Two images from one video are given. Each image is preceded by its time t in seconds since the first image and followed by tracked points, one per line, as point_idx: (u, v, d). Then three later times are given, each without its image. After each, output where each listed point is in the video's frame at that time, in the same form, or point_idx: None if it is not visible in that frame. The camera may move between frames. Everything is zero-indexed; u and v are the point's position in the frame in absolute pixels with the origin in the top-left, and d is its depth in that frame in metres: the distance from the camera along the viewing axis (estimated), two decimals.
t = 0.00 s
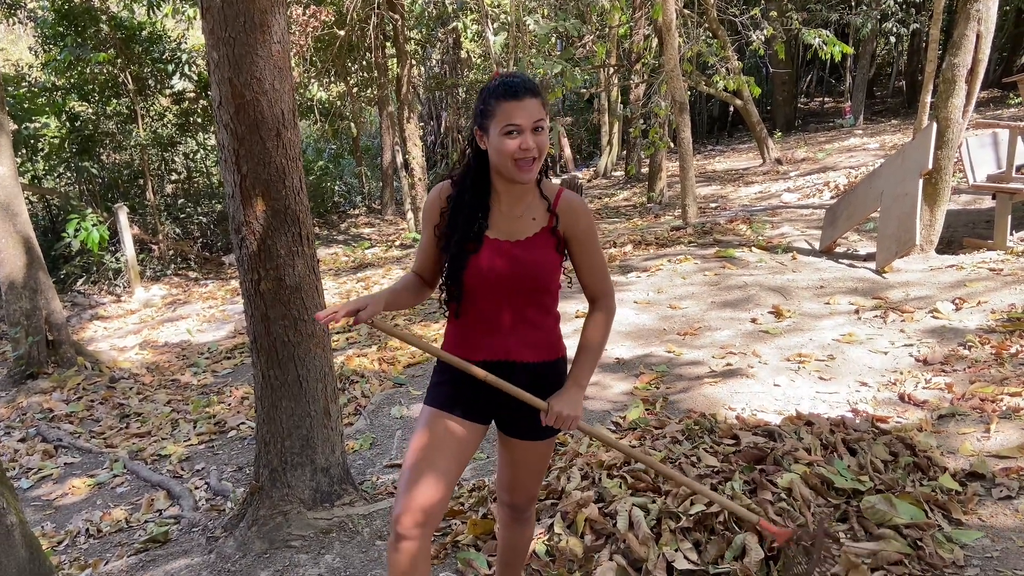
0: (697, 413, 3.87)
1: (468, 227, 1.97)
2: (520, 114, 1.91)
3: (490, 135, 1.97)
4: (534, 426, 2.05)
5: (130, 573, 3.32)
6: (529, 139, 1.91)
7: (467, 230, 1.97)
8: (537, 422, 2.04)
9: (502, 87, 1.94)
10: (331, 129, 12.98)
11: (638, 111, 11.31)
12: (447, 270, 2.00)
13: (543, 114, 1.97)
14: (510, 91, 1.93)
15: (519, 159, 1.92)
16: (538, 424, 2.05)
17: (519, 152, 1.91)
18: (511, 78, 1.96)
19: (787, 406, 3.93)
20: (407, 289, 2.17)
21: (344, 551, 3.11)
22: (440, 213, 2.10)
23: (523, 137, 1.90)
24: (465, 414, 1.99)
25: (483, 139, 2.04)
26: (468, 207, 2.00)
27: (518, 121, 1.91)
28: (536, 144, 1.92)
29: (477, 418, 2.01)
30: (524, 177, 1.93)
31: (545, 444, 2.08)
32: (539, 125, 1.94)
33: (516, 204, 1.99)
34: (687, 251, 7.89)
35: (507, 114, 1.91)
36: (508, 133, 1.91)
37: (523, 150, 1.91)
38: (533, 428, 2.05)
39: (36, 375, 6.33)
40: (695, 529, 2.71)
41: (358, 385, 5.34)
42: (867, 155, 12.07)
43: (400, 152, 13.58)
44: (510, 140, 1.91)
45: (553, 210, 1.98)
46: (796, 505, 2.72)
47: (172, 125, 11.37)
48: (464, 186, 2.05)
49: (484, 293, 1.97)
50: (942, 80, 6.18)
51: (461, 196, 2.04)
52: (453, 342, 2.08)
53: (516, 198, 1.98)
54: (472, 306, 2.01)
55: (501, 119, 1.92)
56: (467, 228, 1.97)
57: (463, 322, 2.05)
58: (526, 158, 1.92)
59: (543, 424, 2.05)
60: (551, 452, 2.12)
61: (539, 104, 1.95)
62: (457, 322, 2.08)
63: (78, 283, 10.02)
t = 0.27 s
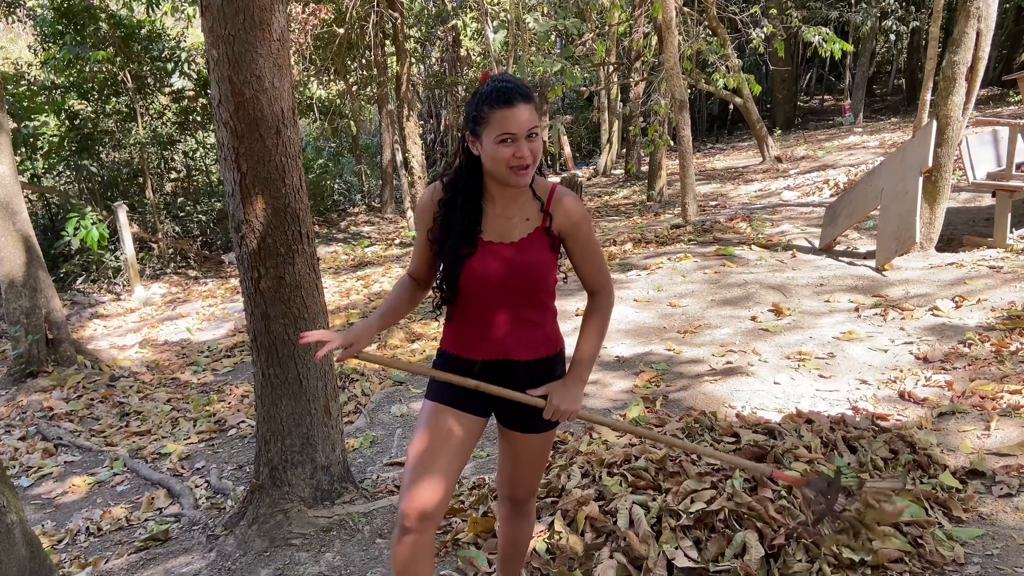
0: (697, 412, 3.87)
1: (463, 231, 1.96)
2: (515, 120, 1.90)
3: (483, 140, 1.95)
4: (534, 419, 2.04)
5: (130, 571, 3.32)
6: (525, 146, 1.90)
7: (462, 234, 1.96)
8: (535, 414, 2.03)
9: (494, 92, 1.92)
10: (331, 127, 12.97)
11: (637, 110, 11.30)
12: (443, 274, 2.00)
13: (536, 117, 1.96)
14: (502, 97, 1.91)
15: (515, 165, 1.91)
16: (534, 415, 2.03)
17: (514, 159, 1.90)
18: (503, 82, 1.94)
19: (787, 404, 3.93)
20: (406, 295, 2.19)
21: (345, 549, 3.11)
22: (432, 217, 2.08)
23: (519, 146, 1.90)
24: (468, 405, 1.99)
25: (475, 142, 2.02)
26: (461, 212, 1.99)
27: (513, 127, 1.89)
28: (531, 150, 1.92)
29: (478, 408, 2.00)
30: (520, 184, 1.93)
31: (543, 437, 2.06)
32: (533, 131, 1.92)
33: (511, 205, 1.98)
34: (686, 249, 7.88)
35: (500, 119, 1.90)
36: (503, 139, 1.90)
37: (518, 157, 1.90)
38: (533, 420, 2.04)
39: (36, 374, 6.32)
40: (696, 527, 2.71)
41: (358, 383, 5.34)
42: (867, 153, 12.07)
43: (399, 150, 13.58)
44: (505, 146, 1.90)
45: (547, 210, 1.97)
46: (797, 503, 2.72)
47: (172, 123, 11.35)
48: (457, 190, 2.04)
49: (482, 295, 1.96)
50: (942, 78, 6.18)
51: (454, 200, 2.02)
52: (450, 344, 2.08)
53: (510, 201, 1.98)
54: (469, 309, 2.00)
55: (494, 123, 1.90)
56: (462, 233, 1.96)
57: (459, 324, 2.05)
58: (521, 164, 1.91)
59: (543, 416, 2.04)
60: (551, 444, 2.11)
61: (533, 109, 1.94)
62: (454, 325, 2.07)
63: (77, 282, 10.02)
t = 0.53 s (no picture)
0: (698, 411, 3.87)
1: (462, 226, 1.98)
2: (504, 106, 1.91)
3: (476, 133, 1.97)
4: (535, 424, 2.04)
5: (132, 572, 3.32)
6: (515, 132, 1.91)
7: (461, 230, 1.97)
8: (535, 419, 2.03)
9: (484, 83, 1.94)
10: (330, 127, 12.95)
11: (637, 108, 11.29)
12: (444, 272, 2.01)
13: (528, 105, 1.97)
14: (491, 85, 1.94)
15: (507, 152, 1.92)
16: (534, 420, 2.03)
17: (506, 146, 1.91)
18: (493, 73, 1.96)
19: (787, 403, 3.93)
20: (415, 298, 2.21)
21: (346, 549, 3.11)
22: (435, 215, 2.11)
23: (508, 130, 1.90)
24: (472, 408, 1.99)
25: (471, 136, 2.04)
26: (460, 207, 2.00)
27: (503, 115, 1.90)
28: (521, 135, 1.92)
29: (481, 413, 2.00)
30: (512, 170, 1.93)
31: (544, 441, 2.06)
32: (523, 116, 1.93)
33: (509, 199, 1.98)
34: (687, 248, 7.88)
35: (491, 107, 1.91)
36: (494, 127, 1.91)
37: (509, 144, 1.91)
38: (534, 425, 2.04)
39: (36, 374, 6.32)
40: (698, 527, 2.71)
41: (358, 382, 5.34)
42: (867, 151, 12.06)
43: (399, 149, 13.57)
44: (496, 134, 1.90)
45: (545, 204, 1.97)
46: (799, 503, 2.73)
47: (171, 122, 11.34)
48: (456, 186, 2.05)
49: (483, 291, 1.96)
50: (942, 77, 6.17)
51: (453, 196, 2.04)
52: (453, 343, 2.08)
53: (508, 194, 1.98)
54: (471, 306, 2.01)
55: (486, 113, 1.92)
56: (461, 228, 1.98)
57: (461, 322, 2.04)
58: (513, 150, 1.92)
59: (545, 421, 2.04)
60: (553, 449, 2.11)
61: (523, 95, 1.95)
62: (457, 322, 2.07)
63: (77, 281, 10.02)
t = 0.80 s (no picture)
0: (703, 412, 3.86)
1: (477, 220, 1.96)
2: (523, 103, 1.91)
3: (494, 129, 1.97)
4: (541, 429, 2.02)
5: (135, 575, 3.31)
6: (533, 128, 1.90)
7: (476, 224, 1.96)
8: (539, 425, 2.02)
9: (506, 80, 1.95)
10: (330, 127, 12.93)
11: (637, 108, 11.28)
12: (457, 266, 1.99)
13: (546, 104, 1.97)
14: (512, 82, 1.94)
15: (524, 148, 1.91)
16: (539, 426, 2.02)
17: (524, 142, 1.91)
18: (514, 72, 1.97)
19: (792, 404, 3.92)
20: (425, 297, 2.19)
21: (350, 552, 3.10)
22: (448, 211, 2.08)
23: (527, 126, 1.90)
24: (479, 416, 1.98)
25: (490, 134, 2.04)
26: (476, 202, 1.99)
27: (521, 111, 1.90)
28: (540, 133, 1.92)
29: (489, 421, 2.00)
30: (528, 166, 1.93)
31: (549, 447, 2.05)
32: (542, 114, 1.93)
33: (525, 196, 1.97)
34: (688, 247, 7.86)
35: (510, 104, 1.92)
36: (512, 122, 1.91)
37: (527, 140, 1.91)
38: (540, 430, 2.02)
39: (37, 375, 6.31)
40: (705, 530, 2.71)
41: (360, 384, 5.33)
42: (867, 150, 12.05)
43: (399, 149, 13.55)
44: (514, 131, 1.91)
45: (561, 203, 1.96)
46: (806, 506, 2.72)
47: (171, 123, 11.33)
48: (472, 181, 2.04)
49: (496, 287, 1.95)
50: (944, 75, 6.16)
51: (469, 192, 2.03)
52: (462, 340, 2.07)
53: (523, 191, 1.97)
54: (483, 303, 1.99)
55: (506, 109, 1.92)
56: (476, 222, 1.96)
57: (472, 318, 2.03)
58: (531, 147, 1.91)
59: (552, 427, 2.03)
60: (560, 456, 2.10)
61: (542, 95, 1.95)
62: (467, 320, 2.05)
63: (78, 282, 10.01)
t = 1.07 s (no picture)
0: (705, 415, 3.84)
1: (485, 221, 1.94)
2: (536, 109, 1.91)
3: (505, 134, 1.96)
4: (548, 438, 1.99)
5: None
6: (545, 133, 1.90)
7: (484, 226, 1.93)
8: (545, 436, 1.99)
9: (518, 87, 1.95)
10: (325, 130, 12.89)
11: (633, 109, 11.27)
12: (464, 268, 1.96)
13: (558, 112, 1.96)
14: (524, 88, 1.94)
15: (535, 153, 1.91)
16: (544, 437, 1.99)
17: (535, 147, 1.90)
18: (526, 79, 1.97)
19: (794, 406, 3.90)
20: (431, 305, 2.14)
21: (351, 561, 3.06)
22: (456, 215, 2.05)
23: (539, 133, 1.90)
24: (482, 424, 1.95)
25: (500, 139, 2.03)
26: (484, 203, 1.97)
27: (534, 117, 1.90)
28: (550, 139, 1.91)
29: (494, 430, 1.97)
30: (539, 171, 1.92)
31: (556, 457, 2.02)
32: (554, 121, 1.92)
33: (534, 199, 1.95)
34: (686, 249, 7.84)
35: (522, 108, 1.91)
36: (524, 127, 1.90)
37: (538, 145, 1.91)
38: (547, 439, 1.99)
39: (32, 382, 6.25)
40: (710, 535, 2.71)
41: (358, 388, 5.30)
42: (862, 150, 12.07)
43: (395, 152, 13.51)
44: (525, 134, 1.90)
45: (570, 208, 1.95)
46: (812, 510, 2.71)
47: (165, 127, 11.27)
48: (481, 184, 2.02)
49: (502, 289, 1.93)
50: (942, 75, 6.17)
51: (478, 194, 2.00)
52: (466, 343, 2.03)
53: (533, 194, 1.95)
54: (489, 304, 1.96)
55: (517, 114, 1.91)
56: (484, 224, 1.94)
57: (478, 320, 2.00)
58: (541, 153, 1.91)
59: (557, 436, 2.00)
60: (566, 465, 2.07)
61: (555, 101, 1.95)
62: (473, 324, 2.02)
63: (72, 287, 9.93)
